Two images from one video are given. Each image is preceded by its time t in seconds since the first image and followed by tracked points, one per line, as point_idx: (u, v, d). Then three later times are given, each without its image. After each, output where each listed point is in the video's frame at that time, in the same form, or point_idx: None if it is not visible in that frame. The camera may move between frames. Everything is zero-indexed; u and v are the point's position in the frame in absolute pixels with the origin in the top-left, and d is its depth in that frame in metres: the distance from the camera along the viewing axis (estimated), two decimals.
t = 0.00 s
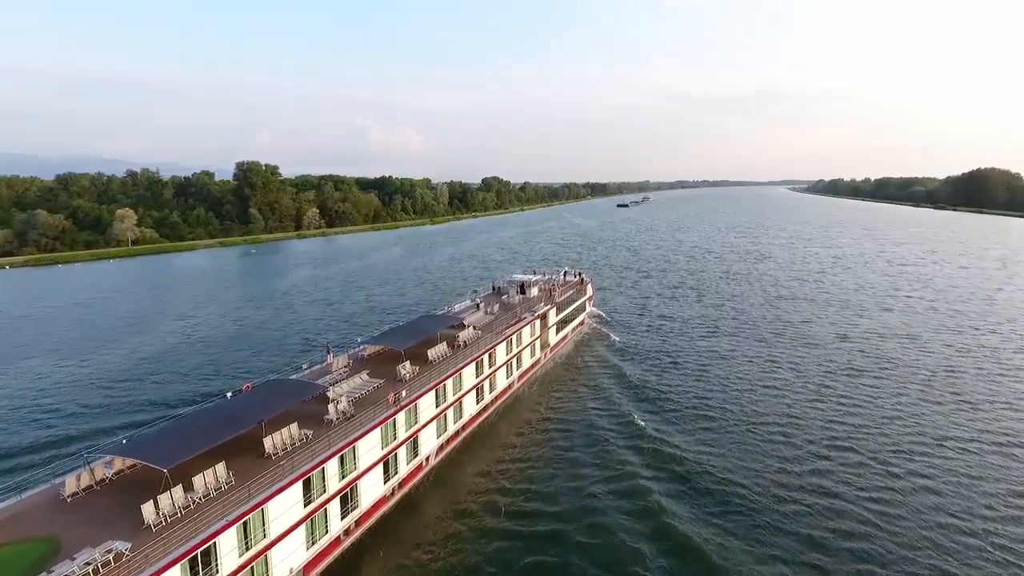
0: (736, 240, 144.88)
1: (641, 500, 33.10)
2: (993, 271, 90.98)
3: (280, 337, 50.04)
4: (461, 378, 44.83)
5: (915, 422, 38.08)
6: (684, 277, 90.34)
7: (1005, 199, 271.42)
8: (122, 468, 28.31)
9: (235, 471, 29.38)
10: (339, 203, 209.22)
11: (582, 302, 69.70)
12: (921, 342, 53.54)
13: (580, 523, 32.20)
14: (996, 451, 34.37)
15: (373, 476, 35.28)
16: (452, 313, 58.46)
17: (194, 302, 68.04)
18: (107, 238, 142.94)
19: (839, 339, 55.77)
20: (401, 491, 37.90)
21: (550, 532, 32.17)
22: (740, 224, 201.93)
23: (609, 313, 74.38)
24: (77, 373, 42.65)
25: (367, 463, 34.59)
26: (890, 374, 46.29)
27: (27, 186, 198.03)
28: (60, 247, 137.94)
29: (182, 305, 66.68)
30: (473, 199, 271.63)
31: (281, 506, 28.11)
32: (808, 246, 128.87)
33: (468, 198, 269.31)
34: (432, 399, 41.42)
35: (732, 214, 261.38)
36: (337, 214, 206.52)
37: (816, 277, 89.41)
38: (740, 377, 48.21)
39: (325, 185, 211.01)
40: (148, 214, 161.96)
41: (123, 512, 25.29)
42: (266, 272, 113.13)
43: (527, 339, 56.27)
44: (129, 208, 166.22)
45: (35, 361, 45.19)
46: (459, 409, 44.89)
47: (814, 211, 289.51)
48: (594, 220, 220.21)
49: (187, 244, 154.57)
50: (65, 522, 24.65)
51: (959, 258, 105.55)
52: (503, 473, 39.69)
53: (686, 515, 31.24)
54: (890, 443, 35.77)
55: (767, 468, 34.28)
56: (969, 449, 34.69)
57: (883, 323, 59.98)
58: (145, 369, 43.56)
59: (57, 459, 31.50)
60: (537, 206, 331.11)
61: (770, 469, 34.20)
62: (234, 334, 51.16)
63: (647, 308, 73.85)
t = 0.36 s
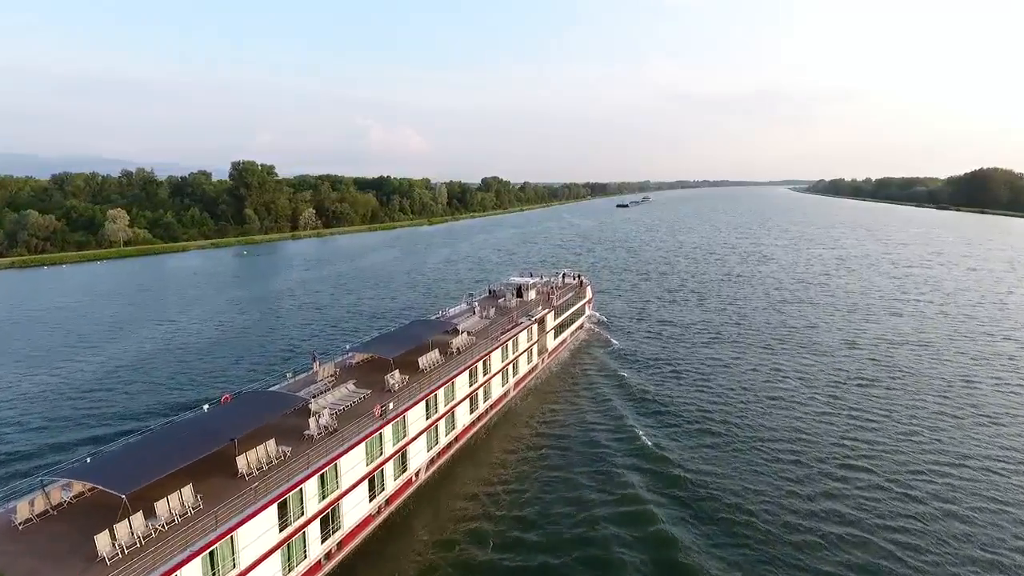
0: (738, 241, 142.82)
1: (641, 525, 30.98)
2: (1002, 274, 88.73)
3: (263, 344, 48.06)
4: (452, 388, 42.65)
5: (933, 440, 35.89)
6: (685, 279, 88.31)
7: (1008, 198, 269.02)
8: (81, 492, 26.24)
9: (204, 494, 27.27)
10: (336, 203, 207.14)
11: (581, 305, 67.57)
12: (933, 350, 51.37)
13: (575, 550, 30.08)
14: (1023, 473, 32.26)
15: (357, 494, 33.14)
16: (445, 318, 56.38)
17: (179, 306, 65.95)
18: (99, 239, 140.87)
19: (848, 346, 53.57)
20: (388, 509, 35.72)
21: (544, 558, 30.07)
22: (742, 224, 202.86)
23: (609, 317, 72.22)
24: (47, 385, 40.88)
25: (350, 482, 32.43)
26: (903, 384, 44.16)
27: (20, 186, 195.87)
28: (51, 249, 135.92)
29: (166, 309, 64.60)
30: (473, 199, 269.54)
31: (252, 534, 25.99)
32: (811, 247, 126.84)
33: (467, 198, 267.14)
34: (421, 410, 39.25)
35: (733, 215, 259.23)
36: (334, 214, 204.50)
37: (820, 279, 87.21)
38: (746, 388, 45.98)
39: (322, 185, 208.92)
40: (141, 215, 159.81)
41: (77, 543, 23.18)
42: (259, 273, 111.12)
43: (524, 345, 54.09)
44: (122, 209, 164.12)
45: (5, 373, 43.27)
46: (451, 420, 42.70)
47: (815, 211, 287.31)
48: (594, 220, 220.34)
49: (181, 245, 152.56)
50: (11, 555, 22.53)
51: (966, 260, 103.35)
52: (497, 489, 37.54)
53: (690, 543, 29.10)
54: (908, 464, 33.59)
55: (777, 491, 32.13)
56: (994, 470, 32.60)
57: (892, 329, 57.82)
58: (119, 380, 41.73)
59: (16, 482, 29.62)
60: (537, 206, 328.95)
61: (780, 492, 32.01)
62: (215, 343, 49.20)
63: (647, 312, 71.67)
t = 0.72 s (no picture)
0: (740, 242, 140.79)
1: (641, 551, 28.95)
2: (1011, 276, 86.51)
3: (245, 353, 46.08)
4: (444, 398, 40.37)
5: (954, 460, 33.74)
6: (686, 282, 86.32)
7: (1012, 199, 266.61)
8: (33, 520, 24.18)
9: (168, 521, 25.15)
10: (334, 203, 205.03)
11: (580, 308, 65.40)
12: (947, 358, 49.24)
13: None
14: None
15: (339, 514, 30.98)
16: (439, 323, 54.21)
17: (163, 310, 63.92)
18: (90, 240, 138.79)
19: (857, 353, 51.44)
20: (373, 527, 33.60)
21: None
22: (745, 224, 202.83)
23: (609, 321, 70.06)
24: (15, 396, 38.94)
25: (331, 502, 30.29)
26: (918, 395, 42.02)
27: (14, 186, 193.49)
28: (41, 249, 133.92)
29: (149, 313, 62.62)
30: (472, 199, 267.67)
31: (219, 565, 23.92)
32: (814, 248, 124.76)
33: (466, 198, 265.11)
34: (411, 423, 37.10)
35: (733, 215, 257.39)
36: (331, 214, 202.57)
37: (826, 282, 85.11)
38: (752, 399, 43.80)
39: (319, 185, 206.85)
40: (134, 215, 157.71)
41: None
42: (252, 275, 109.06)
43: (521, 351, 51.94)
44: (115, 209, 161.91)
45: None
46: (442, 431, 40.52)
47: (817, 211, 285.14)
48: (593, 220, 220.03)
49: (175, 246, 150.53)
50: None
51: (973, 262, 101.16)
52: (489, 507, 35.35)
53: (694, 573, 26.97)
54: (929, 488, 31.43)
55: (788, 517, 29.97)
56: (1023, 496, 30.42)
57: (902, 335, 55.70)
58: (90, 391, 39.77)
59: None
60: (536, 206, 326.83)
61: (792, 519, 29.82)
62: (196, 350, 47.26)
63: (648, 317, 69.56)
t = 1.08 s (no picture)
0: (741, 243, 138.69)
1: None
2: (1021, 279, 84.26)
3: (224, 361, 44.11)
4: (434, 410, 38.17)
5: (977, 484, 31.68)
6: (687, 285, 84.29)
7: (1016, 199, 264.06)
8: None
9: (126, 552, 23.15)
10: (330, 203, 202.94)
11: (579, 312, 63.26)
12: (960, 366, 47.15)
13: None
14: None
15: (318, 539, 28.87)
16: (431, 328, 52.10)
17: (145, 314, 61.86)
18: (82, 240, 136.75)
19: (866, 361, 49.31)
20: (356, 551, 31.49)
21: None
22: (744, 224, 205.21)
23: (608, 325, 67.96)
24: None
25: (308, 528, 28.12)
26: (934, 408, 39.92)
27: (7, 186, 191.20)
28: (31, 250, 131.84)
29: (131, 317, 60.61)
30: (471, 199, 265.69)
31: None
32: (816, 249, 122.76)
33: (465, 198, 263.07)
34: (398, 437, 34.90)
35: (734, 216, 255.60)
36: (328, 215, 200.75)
37: (830, 284, 82.99)
38: (759, 412, 41.68)
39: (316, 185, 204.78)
40: (127, 216, 155.64)
41: None
42: (244, 276, 107.02)
43: (517, 357, 49.76)
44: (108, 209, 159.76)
45: None
46: (433, 444, 38.34)
47: (817, 211, 282.97)
48: (592, 220, 220.47)
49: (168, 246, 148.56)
50: None
51: (981, 264, 98.84)
52: (480, 528, 33.25)
53: None
54: (952, 516, 29.35)
55: (801, 549, 27.89)
56: None
57: (912, 342, 53.60)
58: (59, 403, 37.89)
59: None
60: (536, 206, 324.61)
61: (804, 552, 27.72)
62: (173, 359, 45.30)
63: (648, 321, 67.47)
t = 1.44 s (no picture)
0: (743, 245, 136.56)
1: None
2: None
3: (202, 370, 42.07)
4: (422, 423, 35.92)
5: (1004, 512, 29.67)
6: (688, 288, 82.16)
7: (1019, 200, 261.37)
8: None
9: None
10: (327, 202, 200.74)
11: (577, 315, 61.05)
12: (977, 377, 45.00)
13: None
14: None
15: (294, 566, 26.77)
16: (423, 334, 49.95)
17: (126, 318, 59.78)
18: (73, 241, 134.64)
19: (877, 371, 47.15)
20: None
21: None
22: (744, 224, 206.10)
23: (607, 329, 65.85)
24: None
25: (282, 556, 26.01)
26: (952, 425, 37.88)
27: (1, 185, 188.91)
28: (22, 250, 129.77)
29: (111, 321, 58.56)
30: (470, 199, 263.49)
31: None
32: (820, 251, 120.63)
33: (464, 198, 260.84)
34: (383, 453, 32.71)
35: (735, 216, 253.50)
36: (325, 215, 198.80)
37: (834, 288, 80.82)
38: (767, 426, 39.57)
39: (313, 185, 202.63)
40: (121, 216, 153.49)
41: None
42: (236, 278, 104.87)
43: (512, 365, 47.53)
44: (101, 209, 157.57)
45: None
46: (422, 460, 36.14)
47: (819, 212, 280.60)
48: (592, 220, 220.44)
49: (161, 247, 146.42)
50: None
51: (989, 266, 96.41)
52: (470, 553, 31.16)
53: None
54: (980, 549, 27.31)
55: None
56: None
57: (923, 350, 51.45)
58: (23, 416, 35.88)
59: None
60: (536, 206, 322.27)
61: None
62: (149, 368, 43.28)
63: (648, 327, 65.37)
